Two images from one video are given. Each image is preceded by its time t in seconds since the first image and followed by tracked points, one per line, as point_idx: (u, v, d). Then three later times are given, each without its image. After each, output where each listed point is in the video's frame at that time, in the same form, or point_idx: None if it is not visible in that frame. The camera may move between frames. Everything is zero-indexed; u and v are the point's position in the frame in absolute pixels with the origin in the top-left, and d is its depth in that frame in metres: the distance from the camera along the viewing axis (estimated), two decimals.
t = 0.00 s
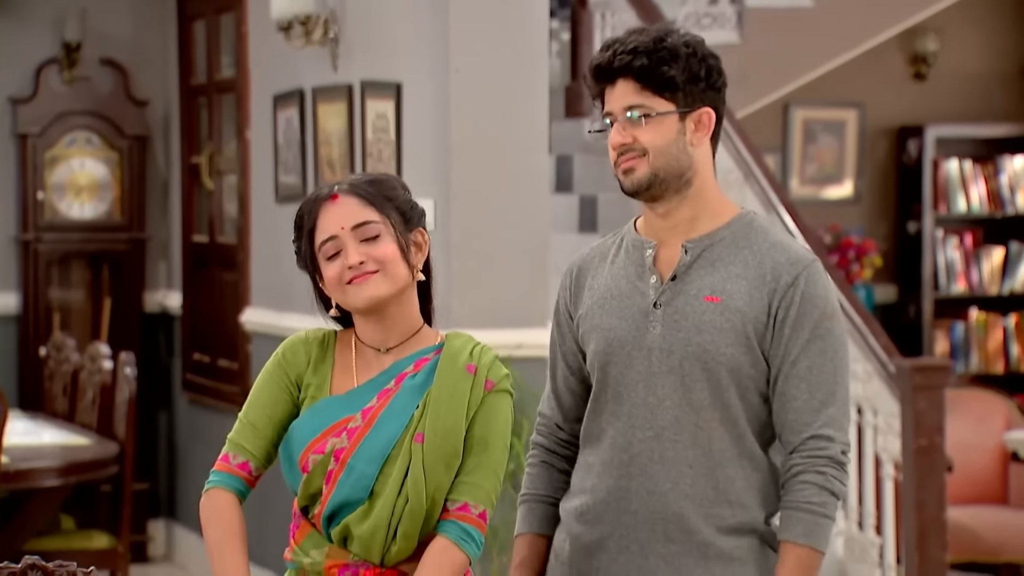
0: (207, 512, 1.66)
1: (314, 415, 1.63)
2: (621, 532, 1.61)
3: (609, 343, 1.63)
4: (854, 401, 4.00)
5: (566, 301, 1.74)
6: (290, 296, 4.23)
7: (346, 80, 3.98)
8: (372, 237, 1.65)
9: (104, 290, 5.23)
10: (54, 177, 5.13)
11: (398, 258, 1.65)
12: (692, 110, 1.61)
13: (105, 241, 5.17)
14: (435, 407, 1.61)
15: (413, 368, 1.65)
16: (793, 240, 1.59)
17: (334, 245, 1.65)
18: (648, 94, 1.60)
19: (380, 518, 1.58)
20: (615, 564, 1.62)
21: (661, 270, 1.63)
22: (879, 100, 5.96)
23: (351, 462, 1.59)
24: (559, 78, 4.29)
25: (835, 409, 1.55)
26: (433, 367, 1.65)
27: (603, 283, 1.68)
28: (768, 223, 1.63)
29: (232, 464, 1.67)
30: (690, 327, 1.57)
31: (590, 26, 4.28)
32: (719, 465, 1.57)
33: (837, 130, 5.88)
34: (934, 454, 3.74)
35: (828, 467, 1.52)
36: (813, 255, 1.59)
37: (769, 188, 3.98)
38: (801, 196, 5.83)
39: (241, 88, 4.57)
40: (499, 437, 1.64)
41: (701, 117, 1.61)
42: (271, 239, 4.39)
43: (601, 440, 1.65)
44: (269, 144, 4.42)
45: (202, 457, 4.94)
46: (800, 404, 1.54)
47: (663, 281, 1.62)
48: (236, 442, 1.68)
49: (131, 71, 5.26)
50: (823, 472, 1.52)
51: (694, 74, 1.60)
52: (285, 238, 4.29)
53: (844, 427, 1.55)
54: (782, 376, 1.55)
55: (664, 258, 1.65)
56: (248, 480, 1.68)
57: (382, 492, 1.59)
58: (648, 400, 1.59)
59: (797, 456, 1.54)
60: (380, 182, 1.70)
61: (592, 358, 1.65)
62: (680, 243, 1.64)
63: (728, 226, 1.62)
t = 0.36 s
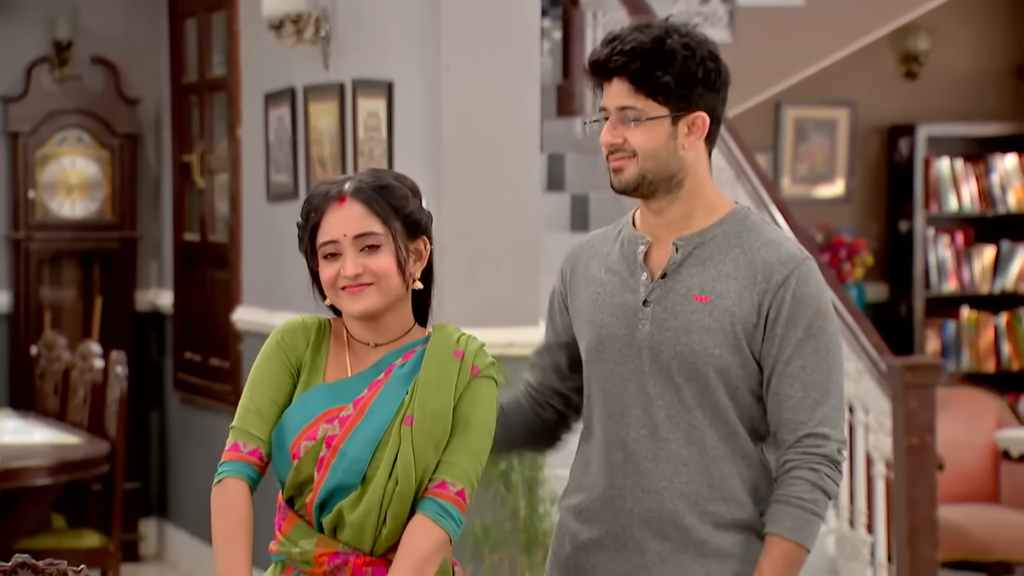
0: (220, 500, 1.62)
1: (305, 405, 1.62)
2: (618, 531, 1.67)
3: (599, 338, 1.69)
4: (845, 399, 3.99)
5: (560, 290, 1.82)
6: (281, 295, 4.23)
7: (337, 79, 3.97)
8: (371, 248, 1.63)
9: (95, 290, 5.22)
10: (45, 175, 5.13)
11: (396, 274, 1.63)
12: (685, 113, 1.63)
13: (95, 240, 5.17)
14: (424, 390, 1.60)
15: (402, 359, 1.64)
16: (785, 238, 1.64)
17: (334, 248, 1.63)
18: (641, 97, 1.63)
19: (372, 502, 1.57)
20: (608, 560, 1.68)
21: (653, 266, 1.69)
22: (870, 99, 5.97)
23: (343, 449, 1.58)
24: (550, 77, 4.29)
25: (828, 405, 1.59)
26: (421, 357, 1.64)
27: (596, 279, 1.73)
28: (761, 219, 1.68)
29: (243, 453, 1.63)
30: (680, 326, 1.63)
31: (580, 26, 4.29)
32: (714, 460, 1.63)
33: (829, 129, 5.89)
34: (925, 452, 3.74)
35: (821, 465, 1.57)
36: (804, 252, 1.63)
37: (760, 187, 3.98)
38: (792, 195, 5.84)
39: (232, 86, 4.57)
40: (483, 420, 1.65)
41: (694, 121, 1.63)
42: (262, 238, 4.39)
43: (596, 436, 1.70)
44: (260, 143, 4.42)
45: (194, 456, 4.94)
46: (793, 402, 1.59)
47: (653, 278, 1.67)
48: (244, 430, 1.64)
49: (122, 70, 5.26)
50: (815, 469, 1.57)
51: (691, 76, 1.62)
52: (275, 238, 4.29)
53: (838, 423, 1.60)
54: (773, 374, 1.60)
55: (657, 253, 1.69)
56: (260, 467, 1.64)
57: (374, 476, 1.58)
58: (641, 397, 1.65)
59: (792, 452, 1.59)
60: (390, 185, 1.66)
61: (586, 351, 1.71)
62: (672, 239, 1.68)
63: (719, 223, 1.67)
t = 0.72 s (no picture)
0: (206, 500, 1.61)
1: (292, 404, 1.61)
2: (610, 526, 1.69)
3: (598, 331, 1.71)
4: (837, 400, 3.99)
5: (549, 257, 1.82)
6: (272, 296, 4.22)
7: (329, 80, 3.97)
8: (366, 249, 1.63)
9: (87, 290, 5.21)
10: (37, 176, 5.12)
11: (389, 275, 1.63)
12: (685, 118, 1.66)
13: (87, 241, 5.16)
14: (414, 392, 1.60)
15: (389, 361, 1.64)
16: (787, 246, 1.69)
17: (327, 247, 1.62)
18: (641, 101, 1.66)
19: (359, 503, 1.57)
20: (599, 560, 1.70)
21: (656, 264, 1.71)
22: (862, 100, 5.97)
23: (331, 449, 1.57)
24: (542, 78, 4.30)
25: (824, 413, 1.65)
26: (409, 360, 1.64)
27: (593, 270, 1.75)
28: (761, 226, 1.73)
29: (228, 452, 1.62)
30: (681, 327, 1.66)
31: (572, 26, 4.29)
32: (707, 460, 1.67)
33: (821, 130, 5.90)
34: (917, 453, 3.75)
35: (822, 472, 1.63)
36: (805, 262, 1.69)
37: (752, 187, 3.98)
38: (785, 196, 5.85)
39: (224, 87, 4.56)
40: (470, 423, 1.64)
41: (693, 127, 1.67)
42: (254, 239, 4.38)
43: (585, 433, 1.71)
44: (252, 144, 4.42)
45: (186, 457, 4.93)
46: (792, 409, 1.64)
47: (656, 276, 1.70)
48: (230, 429, 1.63)
49: (114, 71, 5.25)
50: (817, 476, 1.63)
51: (691, 82, 1.65)
52: (268, 239, 4.29)
53: (833, 432, 1.66)
54: (772, 378, 1.65)
55: (659, 250, 1.72)
56: (245, 466, 1.63)
57: (362, 477, 1.58)
58: (638, 395, 1.67)
59: (790, 460, 1.64)
60: (384, 187, 1.66)
61: (580, 343, 1.72)
62: (673, 239, 1.72)
63: (722, 227, 1.71)
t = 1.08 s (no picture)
0: (190, 500, 1.61)
1: (287, 408, 1.60)
2: (610, 524, 1.70)
3: (600, 329, 1.71)
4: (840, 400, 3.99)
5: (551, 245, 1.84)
6: (277, 295, 4.22)
7: (333, 79, 3.97)
8: (380, 259, 1.62)
9: (91, 290, 5.22)
10: (41, 176, 5.13)
11: (398, 288, 1.63)
12: (694, 117, 1.66)
13: (91, 241, 5.17)
14: (415, 398, 1.61)
15: (386, 365, 1.64)
16: (790, 245, 1.69)
17: (342, 250, 1.62)
18: (654, 100, 1.65)
19: (360, 509, 1.57)
20: (599, 555, 1.71)
21: (658, 262, 1.71)
22: (865, 100, 5.97)
23: (330, 454, 1.57)
24: (547, 77, 4.31)
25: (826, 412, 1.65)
26: (406, 364, 1.64)
27: (596, 267, 1.76)
28: (764, 225, 1.72)
29: (215, 452, 1.62)
30: (682, 325, 1.66)
31: (575, 26, 4.30)
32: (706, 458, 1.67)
33: (824, 130, 5.90)
34: (920, 453, 3.74)
35: (824, 470, 1.63)
36: (807, 261, 1.69)
37: (756, 188, 3.98)
38: (788, 196, 5.86)
39: (227, 87, 4.56)
40: (469, 429, 1.65)
41: (703, 127, 1.66)
42: (257, 239, 4.38)
43: (586, 430, 1.72)
44: (256, 143, 4.42)
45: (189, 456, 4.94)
46: (794, 407, 1.63)
47: (658, 276, 1.70)
48: (216, 429, 1.62)
49: (118, 71, 5.26)
50: (820, 473, 1.63)
51: (702, 82, 1.65)
52: (272, 238, 4.29)
53: (835, 430, 1.66)
54: (774, 377, 1.65)
55: (662, 250, 1.72)
56: (231, 467, 1.63)
57: (361, 483, 1.58)
58: (638, 393, 1.67)
59: (793, 458, 1.64)
60: (406, 195, 1.66)
61: (583, 342, 1.73)
62: (677, 238, 1.72)
63: (725, 226, 1.71)
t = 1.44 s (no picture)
0: (180, 511, 1.63)
1: (282, 417, 1.60)
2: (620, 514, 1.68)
3: (603, 326, 1.70)
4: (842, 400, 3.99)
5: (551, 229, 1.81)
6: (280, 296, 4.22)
7: (335, 80, 3.97)
8: (360, 233, 1.63)
9: (94, 290, 5.22)
10: (43, 177, 5.13)
11: (387, 258, 1.64)
12: (711, 123, 1.65)
13: (94, 242, 5.17)
14: (409, 403, 1.59)
15: (383, 366, 1.63)
16: (796, 248, 1.67)
17: (322, 237, 1.62)
18: (673, 102, 1.64)
19: (356, 517, 1.55)
20: (611, 550, 1.69)
21: (664, 263, 1.69)
22: (868, 100, 5.97)
23: (325, 462, 1.56)
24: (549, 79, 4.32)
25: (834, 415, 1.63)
26: (403, 365, 1.63)
27: (595, 262, 1.74)
28: (770, 225, 1.71)
29: (203, 465, 1.64)
30: (689, 327, 1.64)
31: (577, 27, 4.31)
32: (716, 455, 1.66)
33: (827, 130, 5.90)
34: (922, 454, 3.73)
35: (837, 469, 1.62)
36: (813, 263, 1.67)
37: (759, 189, 3.98)
38: (790, 196, 5.86)
39: (230, 88, 4.56)
40: (470, 432, 1.64)
41: (719, 132, 1.66)
42: (259, 241, 4.39)
43: (590, 423, 1.71)
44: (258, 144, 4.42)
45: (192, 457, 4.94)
46: (805, 409, 1.62)
47: (665, 275, 1.68)
48: (204, 441, 1.65)
49: (120, 71, 5.27)
50: (831, 471, 1.62)
51: (723, 87, 1.65)
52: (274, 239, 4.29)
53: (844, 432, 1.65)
54: (782, 380, 1.63)
55: (668, 250, 1.70)
56: (220, 478, 1.66)
57: (358, 491, 1.56)
58: (644, 392, 1.66)
59: (806, 457, 1.62)
60: (366, 178, 1.68)
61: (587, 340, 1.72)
62: (683, 238, 1.70)
63: (730, 227, 1.69)
